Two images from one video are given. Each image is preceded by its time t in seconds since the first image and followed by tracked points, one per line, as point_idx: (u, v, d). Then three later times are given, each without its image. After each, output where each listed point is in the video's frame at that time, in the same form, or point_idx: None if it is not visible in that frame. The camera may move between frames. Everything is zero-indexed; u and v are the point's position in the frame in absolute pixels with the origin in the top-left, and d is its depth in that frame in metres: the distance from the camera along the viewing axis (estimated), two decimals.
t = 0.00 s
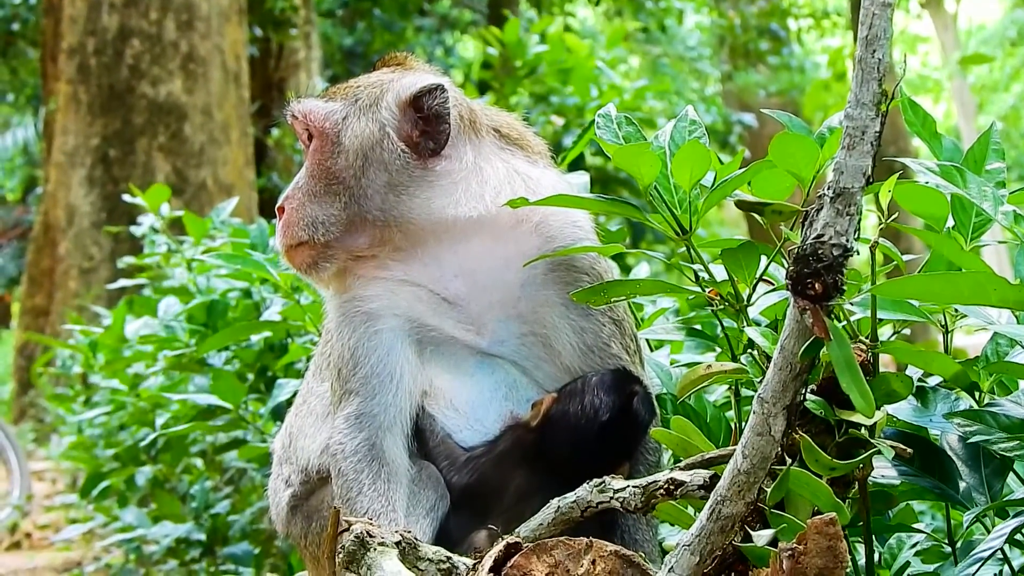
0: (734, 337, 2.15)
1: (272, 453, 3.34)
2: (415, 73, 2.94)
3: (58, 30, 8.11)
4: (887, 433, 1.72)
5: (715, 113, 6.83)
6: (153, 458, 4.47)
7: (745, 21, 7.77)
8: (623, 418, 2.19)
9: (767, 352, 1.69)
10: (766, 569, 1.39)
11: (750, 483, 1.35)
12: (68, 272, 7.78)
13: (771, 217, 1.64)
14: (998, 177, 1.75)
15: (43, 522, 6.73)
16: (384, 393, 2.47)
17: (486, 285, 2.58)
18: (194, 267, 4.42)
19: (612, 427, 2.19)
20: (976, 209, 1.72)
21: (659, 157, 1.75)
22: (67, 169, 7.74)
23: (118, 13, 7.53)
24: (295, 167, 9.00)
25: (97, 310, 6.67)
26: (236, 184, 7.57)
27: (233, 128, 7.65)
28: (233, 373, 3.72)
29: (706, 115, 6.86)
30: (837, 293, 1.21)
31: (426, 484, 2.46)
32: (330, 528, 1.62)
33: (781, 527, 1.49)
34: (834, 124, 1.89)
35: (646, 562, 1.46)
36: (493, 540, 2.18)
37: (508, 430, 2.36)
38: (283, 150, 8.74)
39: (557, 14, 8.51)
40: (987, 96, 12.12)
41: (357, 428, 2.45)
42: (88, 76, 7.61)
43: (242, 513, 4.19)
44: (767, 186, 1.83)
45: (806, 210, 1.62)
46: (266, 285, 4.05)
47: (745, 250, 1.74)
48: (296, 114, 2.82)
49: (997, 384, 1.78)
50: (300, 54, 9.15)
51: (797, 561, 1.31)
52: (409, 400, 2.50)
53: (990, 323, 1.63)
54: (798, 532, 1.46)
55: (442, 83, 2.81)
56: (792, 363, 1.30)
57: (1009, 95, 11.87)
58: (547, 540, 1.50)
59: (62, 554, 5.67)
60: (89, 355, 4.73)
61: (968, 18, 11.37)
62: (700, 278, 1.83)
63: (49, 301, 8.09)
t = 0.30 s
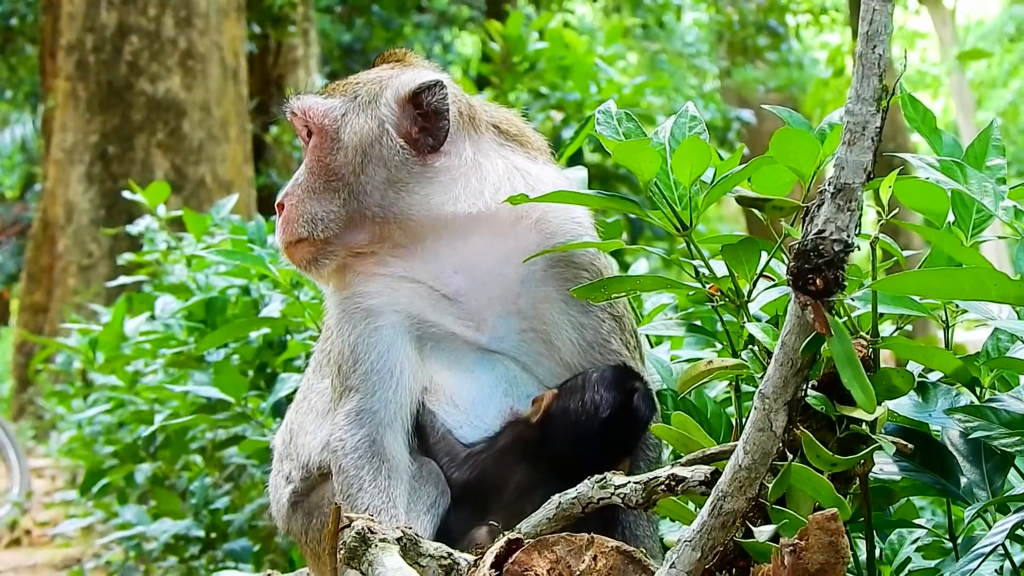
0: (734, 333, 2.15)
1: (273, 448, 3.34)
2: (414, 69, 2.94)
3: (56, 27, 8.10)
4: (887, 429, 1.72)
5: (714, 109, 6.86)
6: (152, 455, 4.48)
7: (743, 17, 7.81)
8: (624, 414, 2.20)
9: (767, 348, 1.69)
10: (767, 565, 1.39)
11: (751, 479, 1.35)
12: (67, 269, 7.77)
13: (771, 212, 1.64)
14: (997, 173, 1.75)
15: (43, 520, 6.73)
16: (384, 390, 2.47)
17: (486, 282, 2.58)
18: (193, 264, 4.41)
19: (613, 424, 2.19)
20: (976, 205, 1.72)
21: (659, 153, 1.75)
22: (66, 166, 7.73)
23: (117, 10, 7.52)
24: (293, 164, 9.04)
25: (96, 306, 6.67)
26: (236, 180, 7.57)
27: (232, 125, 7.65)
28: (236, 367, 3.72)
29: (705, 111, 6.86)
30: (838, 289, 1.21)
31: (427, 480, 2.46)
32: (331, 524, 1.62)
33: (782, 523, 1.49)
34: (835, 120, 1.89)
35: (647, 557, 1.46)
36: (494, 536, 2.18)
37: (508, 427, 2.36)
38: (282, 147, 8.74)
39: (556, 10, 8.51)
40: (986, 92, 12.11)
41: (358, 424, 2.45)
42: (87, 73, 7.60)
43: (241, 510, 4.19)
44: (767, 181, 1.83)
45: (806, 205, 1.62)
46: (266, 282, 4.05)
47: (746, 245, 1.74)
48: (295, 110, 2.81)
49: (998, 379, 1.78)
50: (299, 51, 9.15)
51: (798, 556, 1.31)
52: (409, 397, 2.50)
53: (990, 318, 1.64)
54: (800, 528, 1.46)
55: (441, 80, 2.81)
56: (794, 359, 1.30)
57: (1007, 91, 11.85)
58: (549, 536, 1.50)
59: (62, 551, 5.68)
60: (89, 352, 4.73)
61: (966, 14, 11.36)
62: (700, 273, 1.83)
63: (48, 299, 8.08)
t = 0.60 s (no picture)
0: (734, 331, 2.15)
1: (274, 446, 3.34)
2: (414, 67, 2.93)
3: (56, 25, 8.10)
4: (887, 426, 1.71)
5: (715, 105, 6.84)
6: (153, 453, 4.49)
7: (743, 13, 7.81)
8: (625, 412, 2.20)
9: (768, 346, 1.69)
10: (767, 563, 1.40)
11: (751, 476, 1.35)
12: (68, 267, 7.76)
13: (772, 210, 1.64)
14: (996, 171, 1.75)
15: (43, 517, 6.73)
16: (384, 388, 2.48)
17: (486, 280, 2.58)
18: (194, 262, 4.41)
19: (613, 422, 2.20)
20: (974, 203, 1.72)
21: (659, 151, 1.75)
22: (67, 164, 7.73)
23: (117, 8, 7.53)
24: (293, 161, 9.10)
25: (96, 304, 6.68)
26: (236, 178, 7.56)
27: (232, 123, 7.63)
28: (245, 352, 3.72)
29: (706, 108, 6.86)
30: (838, 286, 1.21)
31: (427, 478, 2.46)
32: (331, 522, 1.61)
33: (782, 521, 1.49)
34: (835, 117, 1.88)
35: (648, 555, 1.46)
36: (494, 535, 2.19)
37: (509, 424, 2.36)
38: (283, 145, 8.74)
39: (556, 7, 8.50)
40: (986, 89, 12.09)
41: (358, 422, 2.46)
42: (87, 71, 7.60)
43: (242, 508, 4.19)
44: (767, 179, 1.83)
45: (806, 203, 1.61)
46: (267, 279, 4.04)
47: (746, 243, 1.74)
48: (296, 108, 2.82)
49: (998, 376, 1.78)
50: (300, 48, 9.16)
51: (799, 554, 1.31)
52: (409, 395, 2.51)
53: (990, 316, 1.63)
54: (800, 526, 1.46)
55: (441, 78, 2.81)
56: (794, 356, 1.30)
57: (1008, 88, 11.83)
58: (549, 534, 1.50)
59: (63, 549, 5.69)
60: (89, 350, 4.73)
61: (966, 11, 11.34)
62: (700, 271, 1.83)
63: (49, 297, 8.09)
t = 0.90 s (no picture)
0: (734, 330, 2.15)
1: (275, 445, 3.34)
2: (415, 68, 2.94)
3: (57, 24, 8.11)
4: (887, 426, 1.71)
5: (715, 104, 6.81)
6: (154, 452, 4.49)
7: (743, 11, 7.80)
8: (626, 412, 2.20)
9: (767, 345, 1.69)
10: (766, 563, 1.40)
11: (751, 476, 1.35)
12: (69, 265, 7.76)
13: (771, 210, 1.63)
14: (994, 172, 1.75)
15: (44, 516, 6.74)
16: (383, 387, 2.48)
17: (486, 279, 2.58)
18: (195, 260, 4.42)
19: (613, 421, 2.20)
20: (972, 204, 1.72)
21: (659, 151, 1.75)
22: (67, 163, 7.74)
23: (118, 7, 7.53)
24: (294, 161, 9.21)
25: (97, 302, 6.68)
26: (237, 176, 7.56)
27: (233, 122, 7.62)
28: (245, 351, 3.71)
29: (707, 106, 6.85)
30: (838, 287, 1.21)
31: (427, 478, 2.46)
32: (331, 522, 1.61)
33: (783, 521, 1.49)
34: (835, 116, 1.88)
35: (648, 555, 1.46)
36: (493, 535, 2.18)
37: (509, 424, 2.36)
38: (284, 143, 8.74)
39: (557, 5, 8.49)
40: (987, 87, 12.05)
41: (359, 422, 2.47)
42: (88, 70, 7.60)
43: (243, 507, 4.19)
44: (767, 179, 1.83)
45: (806, 203, 1.61)
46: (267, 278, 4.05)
47: (746, 243, 1.74)
48: (296, 109, 2.82)
49: (998, 375, 1.78)
50: (300, 47, 9.17)
51: (799, 554, 1.31)
52: (409, 395, 2.51)
53: (989, 316, 1.64)
54: (800, 526, 1.46)
55: (441, 78, 2.81)
56: (793, 356, 1.30)
57: (1009, 86, 11.81)
58: (548, 534, 1.50)
59: (64, 547, 5.70)
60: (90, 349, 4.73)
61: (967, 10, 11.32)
62: (701, 271, 1.83)
63: (49, 295, 8.09)
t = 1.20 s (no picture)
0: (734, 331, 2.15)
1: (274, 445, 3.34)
2: (418, 67, 2.95)
3: (58, 23, 8.10)
4: (887, 427, 1.71)
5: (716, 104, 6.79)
6: (155, 452, 4.49)
7: (744, 11, 7.79)
8: (627, 412, 2.20)
9: (768, 346, 1.69)
10: (767, 564, 1.40)
11: (752, 477, 1.35)
12: (70, 265, 7.75)
13: (772, 211, 1.63)
14: (994, 173, 1.75)
15: (46, 516, 6.74)
16: (384, 388, 2.48)
17: (489, 280, 2.58)
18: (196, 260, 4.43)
19: (614, 421, 2.20)
20: (973, 204, 1.71)
21: (660, 151, 1.75)
22: (68, 162, 7.74)
23: (119, 6, 7.53)
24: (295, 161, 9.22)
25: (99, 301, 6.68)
26: (238, 176, 7.56)
27: (234, 121, 7.62)
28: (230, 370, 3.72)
29: (708, 105, 6.84)
30: (838, 287, 1.21)
31: (427, 478, 2.46)
32: (331, 522, 1.61)
33: (783, 521, 1.49)
34: (835, 118, 1.88)
35: (648, 556, 1.46)
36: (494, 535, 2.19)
37: (510, 424, 2.37)
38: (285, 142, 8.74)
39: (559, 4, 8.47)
40: (988, 86, 12.02)
41: (358, 422, 2.46)
42: (89, 69, 7.60)
43: (245, 506, 4.19)
44: (767, 180, 1.84)
45: (806, 203, 1.61)
46: (269, 278, 4.05)
47: (747, 243, 1.74)
48: (300, 107, 2.80)
49: (998, 376, 1.78)
50: (301, 47, 9.17)
51: (799, 554, 1.30)
52: (409, 395, 2.51)
53: (989, 317, 1.64)
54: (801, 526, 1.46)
55: (447, 78, 2.82)
56: (794, 357, 1.30)
57: (1010, 85, 11.78)
58: (549, 534, 1.50)
59: (64, 547, 5.69)
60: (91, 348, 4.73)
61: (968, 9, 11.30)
62: (700, 272, 1.83)
63: (51, 294, 8.09)
